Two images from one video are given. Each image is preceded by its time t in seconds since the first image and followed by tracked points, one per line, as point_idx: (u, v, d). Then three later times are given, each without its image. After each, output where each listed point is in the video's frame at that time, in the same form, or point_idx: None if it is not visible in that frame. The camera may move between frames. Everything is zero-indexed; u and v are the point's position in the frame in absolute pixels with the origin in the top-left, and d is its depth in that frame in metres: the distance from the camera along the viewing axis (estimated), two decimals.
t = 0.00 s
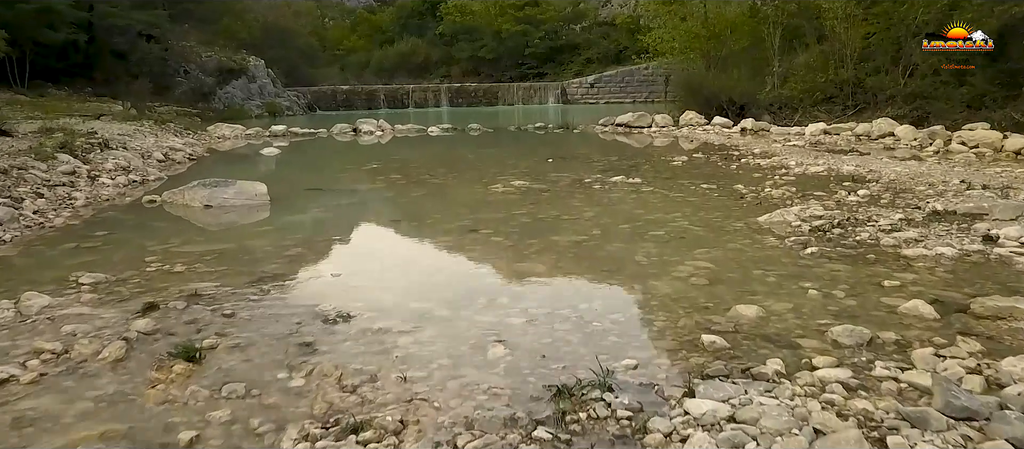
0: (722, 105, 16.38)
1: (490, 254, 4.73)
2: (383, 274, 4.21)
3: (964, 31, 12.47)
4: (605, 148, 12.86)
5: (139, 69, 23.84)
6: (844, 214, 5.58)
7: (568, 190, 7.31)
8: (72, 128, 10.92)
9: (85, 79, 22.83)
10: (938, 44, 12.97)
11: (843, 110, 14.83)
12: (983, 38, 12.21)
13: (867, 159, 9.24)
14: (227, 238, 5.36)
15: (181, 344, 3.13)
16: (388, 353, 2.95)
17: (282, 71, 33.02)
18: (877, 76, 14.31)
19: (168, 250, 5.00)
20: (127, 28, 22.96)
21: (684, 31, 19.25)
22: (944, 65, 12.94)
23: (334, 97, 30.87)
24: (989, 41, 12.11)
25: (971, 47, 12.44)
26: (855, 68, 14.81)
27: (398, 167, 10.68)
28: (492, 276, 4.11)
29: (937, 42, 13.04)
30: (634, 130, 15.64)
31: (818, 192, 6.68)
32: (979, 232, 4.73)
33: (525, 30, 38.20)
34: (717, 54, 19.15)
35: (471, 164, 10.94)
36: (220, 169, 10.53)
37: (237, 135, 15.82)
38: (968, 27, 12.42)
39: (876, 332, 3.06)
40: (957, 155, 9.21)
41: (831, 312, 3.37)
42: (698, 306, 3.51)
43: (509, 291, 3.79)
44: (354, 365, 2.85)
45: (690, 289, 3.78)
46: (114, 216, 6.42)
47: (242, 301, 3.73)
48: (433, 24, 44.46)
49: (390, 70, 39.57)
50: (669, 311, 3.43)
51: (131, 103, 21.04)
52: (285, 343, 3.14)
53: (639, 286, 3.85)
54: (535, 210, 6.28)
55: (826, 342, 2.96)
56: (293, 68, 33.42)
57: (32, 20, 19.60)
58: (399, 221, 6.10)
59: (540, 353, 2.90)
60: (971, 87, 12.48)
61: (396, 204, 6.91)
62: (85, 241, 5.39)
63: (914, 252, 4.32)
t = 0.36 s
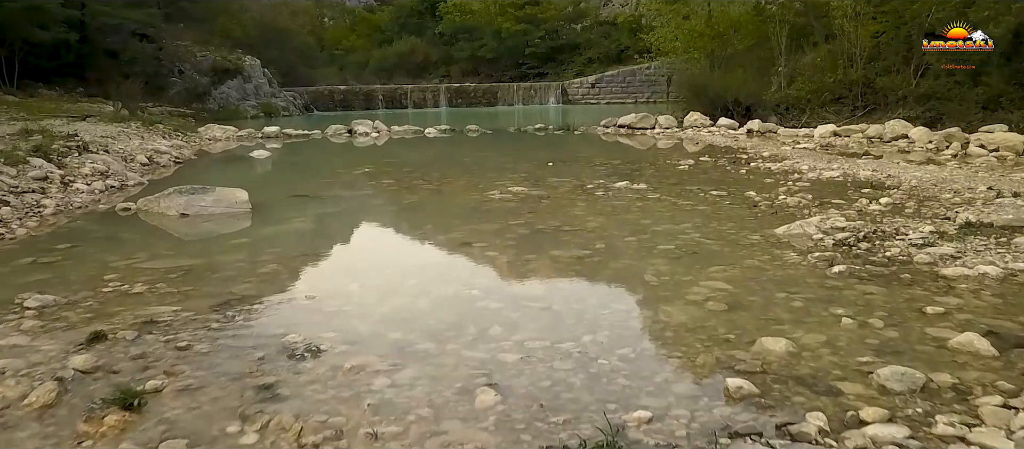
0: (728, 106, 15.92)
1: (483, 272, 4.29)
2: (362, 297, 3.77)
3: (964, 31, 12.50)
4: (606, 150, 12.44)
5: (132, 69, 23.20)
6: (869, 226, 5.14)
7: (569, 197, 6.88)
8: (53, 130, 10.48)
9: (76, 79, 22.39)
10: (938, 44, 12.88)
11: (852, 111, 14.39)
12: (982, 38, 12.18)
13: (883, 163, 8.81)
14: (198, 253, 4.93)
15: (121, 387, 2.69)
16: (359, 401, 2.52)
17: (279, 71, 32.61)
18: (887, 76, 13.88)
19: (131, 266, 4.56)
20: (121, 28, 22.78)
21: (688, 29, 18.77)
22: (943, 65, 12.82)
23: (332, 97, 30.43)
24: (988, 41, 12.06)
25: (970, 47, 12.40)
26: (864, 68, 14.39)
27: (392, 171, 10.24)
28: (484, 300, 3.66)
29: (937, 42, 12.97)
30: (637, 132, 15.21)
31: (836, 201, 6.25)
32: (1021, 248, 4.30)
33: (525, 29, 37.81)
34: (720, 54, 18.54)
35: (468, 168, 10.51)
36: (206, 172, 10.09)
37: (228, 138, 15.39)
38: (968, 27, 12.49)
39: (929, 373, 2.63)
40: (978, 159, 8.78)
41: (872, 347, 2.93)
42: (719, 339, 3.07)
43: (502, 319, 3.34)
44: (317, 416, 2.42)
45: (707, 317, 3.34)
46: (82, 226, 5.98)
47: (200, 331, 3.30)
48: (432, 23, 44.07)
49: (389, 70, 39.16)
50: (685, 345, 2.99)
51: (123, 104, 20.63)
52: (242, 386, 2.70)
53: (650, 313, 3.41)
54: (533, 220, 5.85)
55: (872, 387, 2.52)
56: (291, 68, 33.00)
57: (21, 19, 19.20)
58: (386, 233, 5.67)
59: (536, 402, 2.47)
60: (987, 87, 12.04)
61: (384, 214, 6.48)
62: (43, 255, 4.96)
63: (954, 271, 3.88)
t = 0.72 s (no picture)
0: (734, 107, 15.46)
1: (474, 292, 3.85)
2: (337, 325, 3.34)
3: (965, 31, 12.41)
4: (608, 153, 12.02)
5: (123, 69, 22.58)
6: (899, 239, 4.71)
7: (570, 206, 6.45)
8: (33, 132, 10.07)
9: (68, 79, 22.04)
10: (938, 44, 12.72)
11: (861, 112, 13.97)
12: (983, 38, 12.22)
13: (901, 168, 8.38)
14: (164, 269, 4.50)
15: (39, 445, 2.26)
16: None
17: (276, 71, 32.20)
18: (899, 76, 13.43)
19: (88, 286, 4.13)
20: (114, 26, 22.12)
21: (692, 29, 18.28)
22: (942, 65, 12.75)
23: (329, 98, 29.99)
24: (989, 41, 12.11)
25: (970, 47, 12.37)
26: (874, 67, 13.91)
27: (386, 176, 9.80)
28: (475, 329, 3.23)
29: (937, 42, 12.78)
30: (640, 133, 14.78)
31: (858, 210, 5.82)
32: None
33: (525, 29, 37.40)
34: (724, 53, 18.14)
35: (465, 171, 10.07)
36: (190, 176, 9.67)
37: (219, 140, 14.97)
38: (968, 27, 12.41)
39: (1003, 432, 2.20)
40: (1001, 163, 8.35)
41: (927, 392, 2.50)
42: (746, 381, 2.64)
43: (495, 354, 2.91)
44: None
45: (730, 352, 2.91)
46: (46, 237, 5.57)
47: (147, 369, 2.87)
48: (432, 22, 43.64)
49: (388, 70, 38.72)
50: (708, 391, 2.56)
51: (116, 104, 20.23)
52: (185, 442, 2.28)
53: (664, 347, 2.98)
54: (531, 232, 5.41)
55: None
56: (288, 68, 32.59)
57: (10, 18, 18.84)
58: (373, 245, 5.25)
59: None
60: (1004, 88, 11.87)
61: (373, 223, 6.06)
62: None
63: (1005, 296, 3.45)
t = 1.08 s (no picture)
0: (740, 108, 14.96)
1: (466, 316, 3.40)
2: (308, 362, 2.90)
3: (964, 31, 12.24)
4: (612, 156, 11.59)
5: (116, 68, 21.99)
6: (936, 255, 4.28)
7: (573, 214, 6.00)
8: (11, 134, 9.65)
9: (59, 79, 21.41)
10: (938, 44, 12.55)
11: (872, 113, 13.55)
12: (983, 38, 12.07)
13: (921, 172, 7.94)
14: (125, 288, 4.05)
15: None
16: None
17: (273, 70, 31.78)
18: (912, 76, 13.00)
19: (36, 309, 3.70)
20: (108, 24, 21.76)
21: (695, 28, 17.81)
22: (949, 65, 12.48)
23: (326, 98, 29.55)
24: (989, 41, 11.94)
25: (970, 47, 12.19)
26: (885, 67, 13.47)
27: (377, 179, 9.35)
28: (465, 368, 2.79)
29: (937, 42, 12.62)
30: (643, 135, 14.34)
31: (885, 220, 5.38)
32: None
33: (526, 28, 36.98)
34: (729, 53, 17.61)
35: (461, 174, 9.62)
36: (174, 180, 9.24)
37: (210, 141, 14.54)
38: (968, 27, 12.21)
39: None
40: None
41: None
42: (789, 439, 2.20)
43: (487, 404, 2.48)
44: None
45: (765, 399, 2.48)
46: (5, 250, 5.14)
47: (78, 419, 2.43)
48: (431, 21, 43.23)
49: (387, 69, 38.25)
50: None
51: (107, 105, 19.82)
52: None
53: (686, 391, 2.55)
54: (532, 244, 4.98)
55: None
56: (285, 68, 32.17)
57: None
58: (373, 245, 5.17)
59: None
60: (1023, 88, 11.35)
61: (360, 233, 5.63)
62: None
63: None
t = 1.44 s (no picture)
0: (747, 109, 14.34)
1: (456, 352, 2.96)
2: (272, 414, 2.45)
3: (965, 31, 12.20)
4: (616, 159, 11.15)
5: (108, 69, 21.12)
6: (982, 275, 3.84)
7: (576, 226, 5.55)
8: None
9: (51, 79, 21.21)
10: (938, 44, 12.41)
11: (884, 114, 13.10)
12: (983, 38, 11.92)
13: (946, 178, 7.49)
14: (76, 314, 3.62)
15: None
16: None
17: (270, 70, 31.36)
18: (926, 75, 12.57)
19: None
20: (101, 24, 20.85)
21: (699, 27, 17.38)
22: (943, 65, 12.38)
23: (324, 98, 29.11)
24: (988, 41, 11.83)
25: (970, 47, 12.10)
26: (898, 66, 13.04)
27: (368, 184, 8.88)
28: (455, 424, 2.35)
29: (937, 42, 12.50)
30: (647, 137, 13.90)
31: (917, 233, 4.94)
32: None
33: (527, 27, 36.52)
34: (734, 52, 17.22)
35: (456, 179, 9.14)
36: (157, 186, 8.80)
37: (201, 143, 14.12)
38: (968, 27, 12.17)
39: None
40: None
41: None
42: None
43: None
44: None
45: None
46: None
47: None
48: (431, 20, 42.79)
49: (387, 70, 37.83)
50: None
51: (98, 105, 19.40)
52: None
53: None
54: (531, 260, 4.52)
55: None
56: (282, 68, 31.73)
57: None
58: (374, 245, 5.15)
59: None
60: None
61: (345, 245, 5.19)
62: None
63: None
